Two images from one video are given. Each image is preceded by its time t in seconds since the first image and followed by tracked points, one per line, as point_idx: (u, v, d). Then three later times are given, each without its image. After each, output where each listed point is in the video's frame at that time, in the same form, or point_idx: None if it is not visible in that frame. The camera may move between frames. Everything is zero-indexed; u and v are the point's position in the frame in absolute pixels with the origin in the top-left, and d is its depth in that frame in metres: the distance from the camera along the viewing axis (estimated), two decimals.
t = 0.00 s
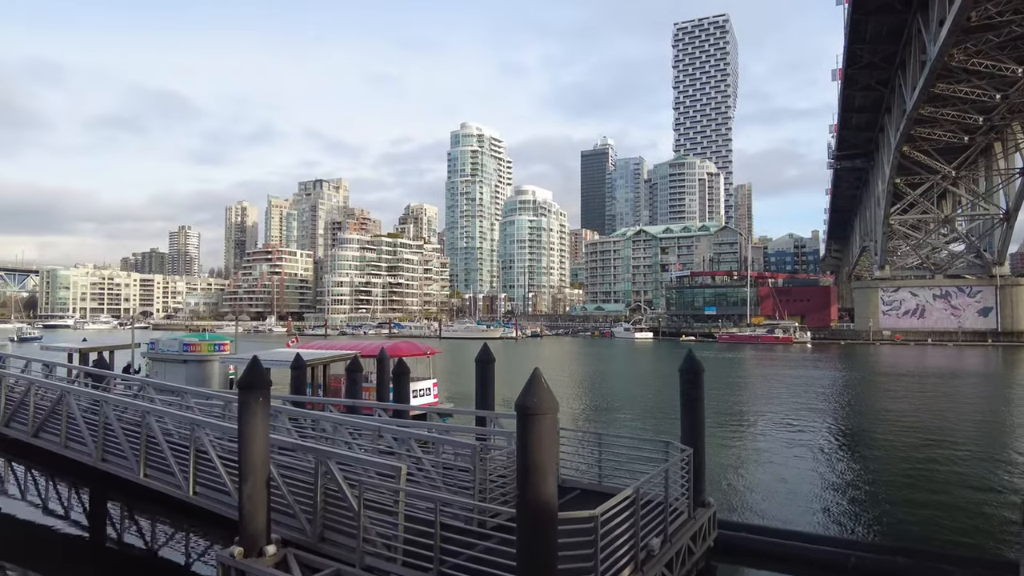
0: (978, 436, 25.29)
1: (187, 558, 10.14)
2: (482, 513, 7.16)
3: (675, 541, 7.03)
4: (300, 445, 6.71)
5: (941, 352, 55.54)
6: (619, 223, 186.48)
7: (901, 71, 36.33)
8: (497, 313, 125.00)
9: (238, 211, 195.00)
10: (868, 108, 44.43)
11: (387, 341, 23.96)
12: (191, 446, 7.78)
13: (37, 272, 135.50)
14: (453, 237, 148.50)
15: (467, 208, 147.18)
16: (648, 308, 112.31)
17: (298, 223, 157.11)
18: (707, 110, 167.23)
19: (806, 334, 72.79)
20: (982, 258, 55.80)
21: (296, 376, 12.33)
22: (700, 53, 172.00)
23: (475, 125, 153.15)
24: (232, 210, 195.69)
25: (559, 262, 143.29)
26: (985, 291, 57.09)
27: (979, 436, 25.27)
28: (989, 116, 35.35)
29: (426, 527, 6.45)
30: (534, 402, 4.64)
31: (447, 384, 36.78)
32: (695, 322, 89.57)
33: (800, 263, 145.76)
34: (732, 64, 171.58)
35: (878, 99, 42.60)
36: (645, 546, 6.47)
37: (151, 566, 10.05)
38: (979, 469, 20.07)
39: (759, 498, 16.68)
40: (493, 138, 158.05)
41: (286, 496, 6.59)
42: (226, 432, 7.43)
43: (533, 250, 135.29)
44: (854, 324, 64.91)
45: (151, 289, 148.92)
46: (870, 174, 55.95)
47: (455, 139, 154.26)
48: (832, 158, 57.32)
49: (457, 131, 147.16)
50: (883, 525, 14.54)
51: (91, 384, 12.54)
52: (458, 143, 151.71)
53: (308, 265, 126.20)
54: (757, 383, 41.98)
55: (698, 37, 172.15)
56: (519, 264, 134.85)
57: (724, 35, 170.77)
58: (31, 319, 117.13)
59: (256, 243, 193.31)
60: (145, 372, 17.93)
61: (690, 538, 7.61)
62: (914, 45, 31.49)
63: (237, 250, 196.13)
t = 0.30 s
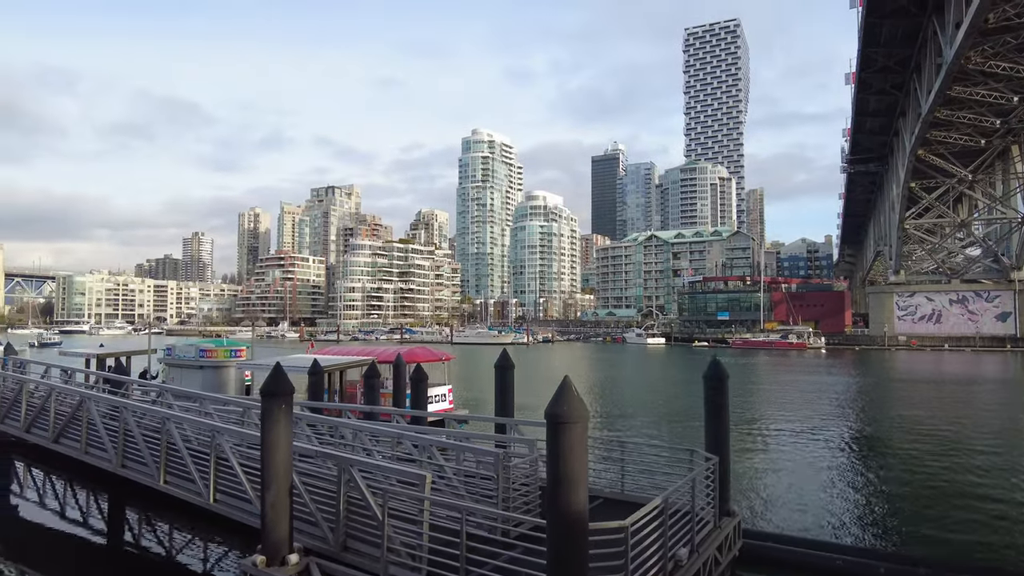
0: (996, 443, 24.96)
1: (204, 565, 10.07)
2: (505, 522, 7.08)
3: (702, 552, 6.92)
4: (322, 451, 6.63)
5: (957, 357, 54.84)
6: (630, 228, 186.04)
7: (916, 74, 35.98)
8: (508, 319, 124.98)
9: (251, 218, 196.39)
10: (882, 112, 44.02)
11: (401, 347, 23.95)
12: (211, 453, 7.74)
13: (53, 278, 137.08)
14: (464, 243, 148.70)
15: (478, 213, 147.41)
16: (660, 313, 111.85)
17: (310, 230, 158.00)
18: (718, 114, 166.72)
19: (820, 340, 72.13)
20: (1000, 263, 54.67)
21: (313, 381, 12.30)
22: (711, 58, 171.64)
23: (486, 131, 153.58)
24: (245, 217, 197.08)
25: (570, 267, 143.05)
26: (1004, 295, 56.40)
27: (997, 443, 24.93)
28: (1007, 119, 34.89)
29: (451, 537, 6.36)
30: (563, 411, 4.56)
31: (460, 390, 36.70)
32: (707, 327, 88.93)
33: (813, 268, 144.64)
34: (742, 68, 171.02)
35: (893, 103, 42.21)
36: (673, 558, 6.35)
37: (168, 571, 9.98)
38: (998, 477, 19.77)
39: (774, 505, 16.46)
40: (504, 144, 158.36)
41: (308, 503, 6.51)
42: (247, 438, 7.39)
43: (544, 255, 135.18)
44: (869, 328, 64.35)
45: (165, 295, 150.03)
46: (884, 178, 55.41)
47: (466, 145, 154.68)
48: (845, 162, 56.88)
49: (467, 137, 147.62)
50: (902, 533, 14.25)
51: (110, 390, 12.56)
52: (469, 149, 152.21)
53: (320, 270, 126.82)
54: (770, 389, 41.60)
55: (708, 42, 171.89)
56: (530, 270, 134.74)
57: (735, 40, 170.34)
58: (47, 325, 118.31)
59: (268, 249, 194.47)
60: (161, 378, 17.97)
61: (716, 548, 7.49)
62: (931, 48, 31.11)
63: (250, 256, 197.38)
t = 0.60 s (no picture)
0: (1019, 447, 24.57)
1: (222, 567, 10.02)
2: (528, 526, 6.97)
3: (730, 557, 6.79)
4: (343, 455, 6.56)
5: (975, 359, 54.14)
6: (641, 230, 185.35)
7: (932, 73, 35.51)
8: (520, 322, 124.68)
9: (263, 221, 197.65)
10: (897, 112, 43.50)
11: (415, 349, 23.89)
12: (232, 455, 7.68)
13: (69, 281, 138.48)
14: (475, 245, 148.78)
15: (489, 216, 147.40)
16: (672, 315, 111.29)
17: (323, 232, 158.88)
18: (730, 116, 165.85)
19: (835, 342, 71.39)
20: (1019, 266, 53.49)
21: (330, 383, 12.26)
22: (722, 59, 170.87)
23: (497, 134, 153.79)
24: (257, 220, 198.30)
25: (581, 269, 142.71)
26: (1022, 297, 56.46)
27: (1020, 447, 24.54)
28: None
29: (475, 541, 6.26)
30: (594, 416, 4.44)
31: (473, 393, 36.71)
32: (720, 330, 88.32)
33: (827, 270, 143.32)
34: (754, 69, 170.05)
35: (908, 103, 41.67)
36: (701, 563, 6.22)
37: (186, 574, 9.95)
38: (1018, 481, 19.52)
39: (791, 508, 16.41)
40: (515, 146, 158.36)
41: (330, 507, 6.45)
42: (269, 440, 7.34)
43: (555, 258, 135.00)
44: (884, 332, 63.49)
45: (179, 297, 151.17)
46: (899, 178, 54.72)
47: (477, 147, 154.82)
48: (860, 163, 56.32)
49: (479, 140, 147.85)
50: (920, 538, 14.02)
51: (128, 392, 12.55)
52: (480, 152, 152.42)
53: (332, 273, 127.33)
54: (786, 392, 41.36)
55: (720, 43, 171.14)
56: (541, 272, 134.48)
57: (747, 41, 169.41)
58: (62, 327, 119.52)
59: (280, 252, 195.63)
60: (178, 379, 18.02)
61: (743, 554, 7.34)
62: (947, 47, 30.69)
63: (263, 259, 198.60)
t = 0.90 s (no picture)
0: None
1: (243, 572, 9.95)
2: (557, 535, 6.83)
3: (765, 569, 6.62)
4: (369, 462, 6.48)
5: (1000, 364, 53.08)
6: (656, 234, 184.40)
7: (955, 73, 34.92)
8: (535, 326, 124.45)
9: (280, 226, 199.42)
10: (918, 113, 42.84)
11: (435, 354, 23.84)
12: (256, 462, 7.62)
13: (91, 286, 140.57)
14: (489, 249, 148.91)
15: (504, 220, 147.47)
16: (689, 319, 110.47)
17: (339, 237, 159.94)
18: (746, 118, 164.79)
19: (855, 346, 70.39)
20: None
21: (352, 391, 12.15)
22: (738, 61, 170.02)
23: (511, 138, 154.08)
24: (274, 225, 200.03)
25: (596, 273, 142.28)
26: None
27: None
28: None
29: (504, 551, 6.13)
30: (630, 425, 4.31)
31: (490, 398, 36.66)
32: (738, 334, 87.51)
33: (846, 273, 141.65)
34: (770, 71, 168.95)
35: (929, 103, 41.05)
36: None
37: None
38: None
39: (813, 516, 16.12)
40: (529, 150, 158.44)
41: (355, 515, 6.37)
42: (294, 447, 7.27)
43: (570, 261, 134.71)
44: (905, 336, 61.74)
45: (197, 301, 152.75)
46: (920, 180, 53.87)
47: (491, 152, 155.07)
48: (879, 164, 55.57)
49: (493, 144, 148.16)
50: (947, 548, 13.66)
51: (153, 397, 12.59)
52: (495, 157, 152.73)
53: (349, 277, 128.02)
54: (806, 397, 40.77)
55: (735, 45, 170.36)
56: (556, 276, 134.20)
57: (763, 42, 168.36)
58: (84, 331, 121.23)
59: (297, 256, 197.20)
60: (199, 383, 18.02)
61: (776, 565, 7.15)
62: (971, 46, 30.15)
63: (280, 263, 200.29)
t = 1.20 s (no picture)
0: None
1: None
2: (589, 543, 6.70)
3: None
4: (399, 467, 6.43)
5: None
6: (676, 237, 183.10)
7: (983, 71, 34.14)
8: (554, 330, 124.11)
9: (301, 231, 201.47)
10: (944, 113, 41.98)
11: (457, 358, 23.82)
12: (285, 466, 7.58)
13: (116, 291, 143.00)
14: (508, 253, 148.99)
15: (522, 224, 147.41)
16: (710, 323, 109.46)
17: (359, 242, 161.17)
18: (766, 120, 163.15)
19: (880, 350, 69.15)
20: None
21: (377, 395, 12.11)
22: (757, 63, 168.59)
23: (529, 142, 154.11)
24: (295, 230, 202.14)
25: (615, 277, 141.63)
26: None
27: None
28: None
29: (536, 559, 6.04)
30: (675, 430, 4.20)
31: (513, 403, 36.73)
32: (760, 338, 86.48)
33: (869, 276, 139.38)
34: (791, 72, 167.20)
35: (956, 103, 40.19)
36: None
37: None
38: None
39: (833, 523, 15.91)
40: (547, 154, 158.24)
41: (385, 520, 6.31)
42: (323, 451, 7.21)
43: (589, 265, 134.26)
44: (932, 340, 61.43)
45: (220, 306, 154.63)
46: (946, 181, 52.78)
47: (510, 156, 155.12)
48: (903, 166, 54.66)
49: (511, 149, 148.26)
50: (972, 557, 13.36)
51: (181, 401, 12.66)
52: (513, 161, 152.79)
53: (368, 282, 128.76)
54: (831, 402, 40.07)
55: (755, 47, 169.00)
56: (574, 280, 133.71)
57: (783, 44, 166.89)
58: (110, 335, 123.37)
59: (317, 261, 199.00)
60: (223, 387, 18.16)
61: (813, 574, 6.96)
62: (999, 43, 29.43)
63: (300, 268, 202.17)
